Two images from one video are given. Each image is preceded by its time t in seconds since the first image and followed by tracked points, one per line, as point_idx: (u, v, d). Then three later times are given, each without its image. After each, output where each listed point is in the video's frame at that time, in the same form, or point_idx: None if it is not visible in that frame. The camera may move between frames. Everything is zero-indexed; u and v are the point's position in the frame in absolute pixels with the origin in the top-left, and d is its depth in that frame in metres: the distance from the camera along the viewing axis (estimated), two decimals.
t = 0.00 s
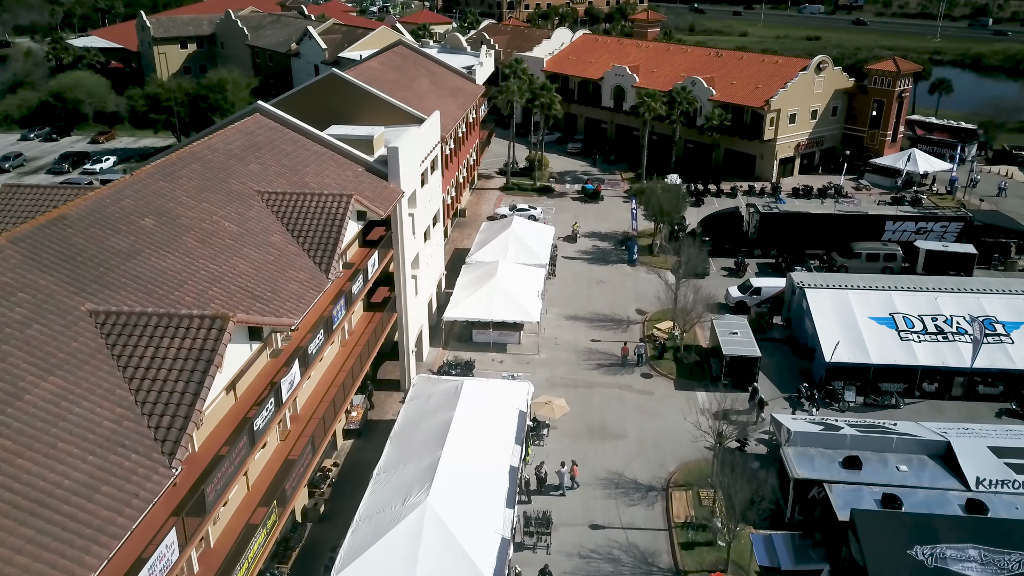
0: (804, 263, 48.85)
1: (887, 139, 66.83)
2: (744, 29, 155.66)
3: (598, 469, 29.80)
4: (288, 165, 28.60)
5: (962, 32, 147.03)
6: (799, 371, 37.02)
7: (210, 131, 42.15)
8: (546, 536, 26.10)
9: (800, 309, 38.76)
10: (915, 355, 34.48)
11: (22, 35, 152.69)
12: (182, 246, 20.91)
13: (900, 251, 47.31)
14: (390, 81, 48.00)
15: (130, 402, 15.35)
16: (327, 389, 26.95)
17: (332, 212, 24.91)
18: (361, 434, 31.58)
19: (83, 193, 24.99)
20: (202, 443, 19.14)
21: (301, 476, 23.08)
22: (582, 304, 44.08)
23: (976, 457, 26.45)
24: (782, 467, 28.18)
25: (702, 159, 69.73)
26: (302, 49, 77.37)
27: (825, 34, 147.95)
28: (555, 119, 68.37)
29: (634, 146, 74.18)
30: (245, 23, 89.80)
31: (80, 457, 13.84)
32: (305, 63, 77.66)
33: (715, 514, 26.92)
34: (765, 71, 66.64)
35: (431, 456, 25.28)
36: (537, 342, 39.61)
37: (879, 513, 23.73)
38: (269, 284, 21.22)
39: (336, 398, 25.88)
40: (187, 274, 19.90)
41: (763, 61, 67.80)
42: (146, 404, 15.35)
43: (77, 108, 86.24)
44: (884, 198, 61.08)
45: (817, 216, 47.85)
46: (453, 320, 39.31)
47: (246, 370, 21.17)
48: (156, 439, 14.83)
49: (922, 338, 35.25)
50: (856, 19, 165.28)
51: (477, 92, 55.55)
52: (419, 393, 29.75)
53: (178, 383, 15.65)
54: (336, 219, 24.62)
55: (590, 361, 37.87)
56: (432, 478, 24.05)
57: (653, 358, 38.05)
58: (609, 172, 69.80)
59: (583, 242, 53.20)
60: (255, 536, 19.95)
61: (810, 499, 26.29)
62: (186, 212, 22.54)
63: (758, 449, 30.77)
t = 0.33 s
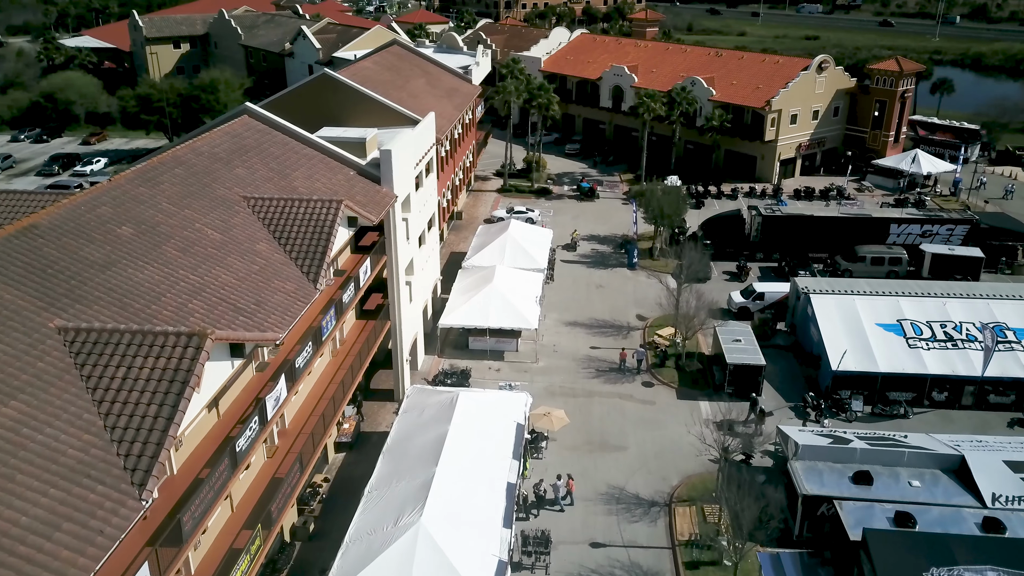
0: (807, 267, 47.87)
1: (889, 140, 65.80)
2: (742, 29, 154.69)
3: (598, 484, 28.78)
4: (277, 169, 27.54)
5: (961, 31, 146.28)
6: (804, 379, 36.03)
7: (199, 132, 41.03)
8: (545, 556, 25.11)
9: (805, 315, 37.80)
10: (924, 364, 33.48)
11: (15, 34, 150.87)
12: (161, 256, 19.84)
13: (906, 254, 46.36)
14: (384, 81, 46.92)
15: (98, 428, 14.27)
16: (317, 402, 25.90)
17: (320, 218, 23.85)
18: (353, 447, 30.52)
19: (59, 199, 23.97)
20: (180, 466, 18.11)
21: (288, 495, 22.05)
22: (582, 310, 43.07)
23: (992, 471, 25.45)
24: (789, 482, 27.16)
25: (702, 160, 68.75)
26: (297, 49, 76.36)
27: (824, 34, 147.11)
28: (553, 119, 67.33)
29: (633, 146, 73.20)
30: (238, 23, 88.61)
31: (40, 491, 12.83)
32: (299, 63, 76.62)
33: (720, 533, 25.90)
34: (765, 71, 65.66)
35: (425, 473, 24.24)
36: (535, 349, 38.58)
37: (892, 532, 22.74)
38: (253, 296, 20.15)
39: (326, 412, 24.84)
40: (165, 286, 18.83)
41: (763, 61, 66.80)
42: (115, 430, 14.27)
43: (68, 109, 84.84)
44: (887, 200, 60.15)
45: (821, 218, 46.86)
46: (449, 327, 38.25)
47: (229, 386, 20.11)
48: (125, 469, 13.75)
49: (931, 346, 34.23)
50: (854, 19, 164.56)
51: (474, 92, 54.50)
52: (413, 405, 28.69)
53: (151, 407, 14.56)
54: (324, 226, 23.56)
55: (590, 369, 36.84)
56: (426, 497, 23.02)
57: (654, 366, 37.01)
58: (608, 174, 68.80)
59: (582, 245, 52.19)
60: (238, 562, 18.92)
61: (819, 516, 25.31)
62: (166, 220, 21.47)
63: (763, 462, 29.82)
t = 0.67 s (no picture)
0: (811, 271, 46.72)
1: (893, 141, 64.60)
2: (740, 28, 153.59)
3: (599, 502, 27.57)
4: (263, 173, 26.31)
5: (960, 31, 145.33)
6: (810, 390, 34.86)
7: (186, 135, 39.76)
8: None
9: (811, 323, 36.64)
10: (936, 374, 32.32)
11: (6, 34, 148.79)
12: (133, 268, 18.58)
13: (912, 259, 45.27)
14: (378, 81, 45.69)
15: (54, 461, 13.04)
16: (304, 417, 24.71)
17: (306, 226, 22.64)
18: (344, 463, 29.29)
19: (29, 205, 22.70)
20: (152, 495, 16.90)
21: (272, 520, 20.85)
22: (581, 316, 41.88)
23: (1011, 490, 24.32)
24: (799, 502, 25.97)
25: (702, 161, 67.56)
26: (290, 48, 75.06)
27: (822, 33, 146.00)
28: (550, 120, 66.10)
29: (632, 148, 72.03)
30: (231, 22, 87.40)
31: None
32: (293, 63, 75.33)
33: (727, 555, 24.73)
34: (766, 71, 64.51)
35: (417, 494, 23.06)
36: (533, 358, 37.36)
37: (908, 556, 21.55)
38: (232, 311, 18.93)
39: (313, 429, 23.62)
40: (137, 300, 17.61)
41: (764, 61, 65.68)
42: (73, 465, 13.04)
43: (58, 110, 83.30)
44: (891, 202, 59.04)
45: (825, 222, 45.71)
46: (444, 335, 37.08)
47: (207, 406, 18.91)
48: (84, 509, 12.52)
49: (942, 355, 33.11)
50: (852, 19, 163.70)
51: (469, 93, 53.26)
52: (405, 419, 27.49)
53: (114, 439, 13.32)
54: (310, 234, 22.33)
55: (589, 379, 35.62)
56: (418, 521, 21.85)
57: (656, 377, 35.80)
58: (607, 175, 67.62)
59: (581, 249, 51.02)
60: None
61: (830, 538, 24.17)
62: (142, 229, 20.25)
63: (771, 478, 28.63)
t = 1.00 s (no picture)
0: (816, 276, 45.66)
1: (896, 142, 63.61)
2: (740, 28, 152.68)
3: (600, 520, 26.47)
4: (249, 178, 25.20)
5: (960, 30, 144.37)
6: (817, 400, 33.79)
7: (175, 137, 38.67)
8: None
9: (818, 331, 35.55)
10: (948, 384, 31.24)
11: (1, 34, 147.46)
12: (107, 282, 17.47)
13: (919, 263, 44.26)
14: (372, 82, 44.60)
15: (9, 499, 11.96)
16: (293, 434, 23.59)
17: (292, 234, 21.52)
18: (336, 479, 28.18)
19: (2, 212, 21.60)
20: (125, 526, 15.76)
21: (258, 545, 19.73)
22: (581, 323, 40.80)
23: None
24: (809, 521, 24.88)
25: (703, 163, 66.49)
26: (284, 48, 74.01)
27: (822, 32, 145.04)
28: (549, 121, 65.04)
29: (631, 149, 71.00)
30: (225, 22, 86.55)
31: None
32: (287, 63, 74.29)
33: None
34: (768, 71, 63.48)
35: (411, 516, 21.99)
36: (532, 367, 36.28)
37: None
38: (212, 327, 17.81)
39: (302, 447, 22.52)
40: (110, 316, 16.51)
41: (765, 60, 64.67)
42: (30, 504, 11.95)
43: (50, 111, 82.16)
44: (896, 205, 58.07)
45: (830, 226, 44.64)
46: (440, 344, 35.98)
47: (185, 427, 17.79)
48: (39, 553, 11.41)
49: (953, 364, 32.07)
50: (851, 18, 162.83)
51: (466, 93, 52.19)
52: (399, 434, 26.39)
53: (75, 474, 12.22)
54: (296, 243, 21.22)
55: (590, 389, 34.54)
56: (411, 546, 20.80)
57: (659, 387, 34.69)
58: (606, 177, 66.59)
59: (580, 253, 49.99)
60: None
61: (843, 560, 22.94)
62: (117, 239, 19.13)
63: (780, 496, 27.58)
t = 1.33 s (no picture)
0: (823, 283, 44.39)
1: (903, 144, 62.29)
2: (740, 28, 151.30)
3: (604, 544, 25.19)
4: (234, 185, 23.94)
5: (961, 30, 143.03)
6: (828, 414, 32.52)
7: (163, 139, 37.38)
8: None
9: (828, 341, 34.27)
10: (965, 398, 29.97)
11: None
12: (74, 301, 16.20)
13: (930, 270, 42.95)
14: (367, 83, 43.31)
15: None
16: (280, 457, 22.30)
17: (277, 246, 20.23)
18: (327, 500, 26.90)
19: None
20: (90, 568, 14.51)
21: None
22: (582, 332, 39.54)
23: None
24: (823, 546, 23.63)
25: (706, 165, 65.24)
26: (279, 48, 72.69)
27: (823, 32, 143.71)
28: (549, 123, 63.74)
29: (632, 151, 69.72)
30: (220, 22, 85.29)
31: None
32: (283, 63, 72.98)
33: None
34: (772, 71, 62.24)
35: (403, 545, 20.71)
36: (532, 379, 35.01)
37: None
38: (188, 349, 16.53)
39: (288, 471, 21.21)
40: (75, 339, 15.23)
41: (769, 61, 63.43)
42: None
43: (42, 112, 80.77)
44: (903, 208, 56.83)
45: (838, 231, 43.37)
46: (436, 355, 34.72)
47: (157, 457, 16.52)
48: None
49: (971, 377, 30.81)
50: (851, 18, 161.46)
51: (464, 95, 50.94)
52: (393, 454, 25.10)
53: (23, 523, 10.99)
54: (281, 256, 19.93)
55: (592, 403, 33.27)
56: None
57: (664, 399, 33.46)
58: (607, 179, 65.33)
59: (581, 258, 48.75)
60: None
61: None
62: (87, 253, 17.83)
63: (792, 517, 26.32)
